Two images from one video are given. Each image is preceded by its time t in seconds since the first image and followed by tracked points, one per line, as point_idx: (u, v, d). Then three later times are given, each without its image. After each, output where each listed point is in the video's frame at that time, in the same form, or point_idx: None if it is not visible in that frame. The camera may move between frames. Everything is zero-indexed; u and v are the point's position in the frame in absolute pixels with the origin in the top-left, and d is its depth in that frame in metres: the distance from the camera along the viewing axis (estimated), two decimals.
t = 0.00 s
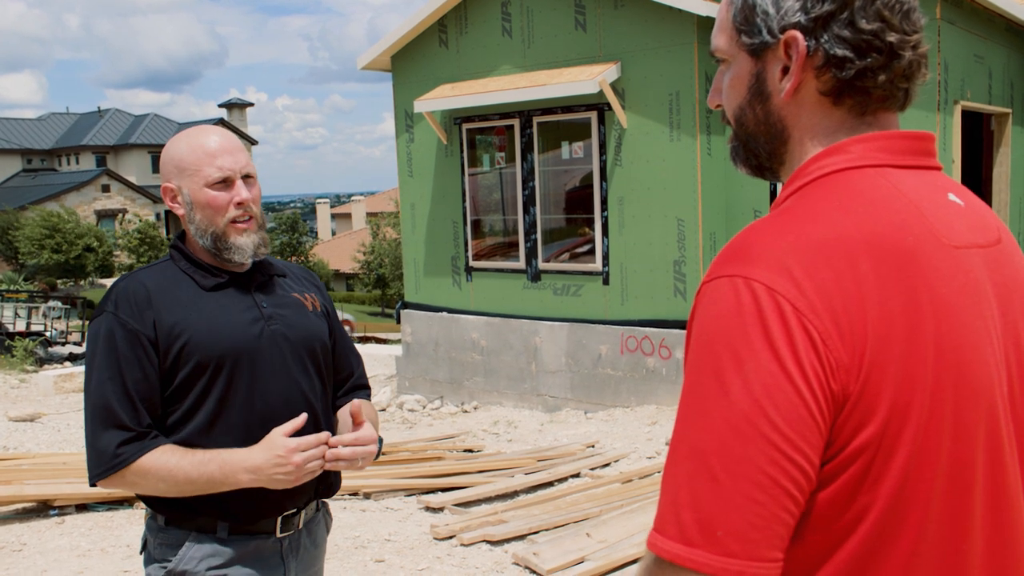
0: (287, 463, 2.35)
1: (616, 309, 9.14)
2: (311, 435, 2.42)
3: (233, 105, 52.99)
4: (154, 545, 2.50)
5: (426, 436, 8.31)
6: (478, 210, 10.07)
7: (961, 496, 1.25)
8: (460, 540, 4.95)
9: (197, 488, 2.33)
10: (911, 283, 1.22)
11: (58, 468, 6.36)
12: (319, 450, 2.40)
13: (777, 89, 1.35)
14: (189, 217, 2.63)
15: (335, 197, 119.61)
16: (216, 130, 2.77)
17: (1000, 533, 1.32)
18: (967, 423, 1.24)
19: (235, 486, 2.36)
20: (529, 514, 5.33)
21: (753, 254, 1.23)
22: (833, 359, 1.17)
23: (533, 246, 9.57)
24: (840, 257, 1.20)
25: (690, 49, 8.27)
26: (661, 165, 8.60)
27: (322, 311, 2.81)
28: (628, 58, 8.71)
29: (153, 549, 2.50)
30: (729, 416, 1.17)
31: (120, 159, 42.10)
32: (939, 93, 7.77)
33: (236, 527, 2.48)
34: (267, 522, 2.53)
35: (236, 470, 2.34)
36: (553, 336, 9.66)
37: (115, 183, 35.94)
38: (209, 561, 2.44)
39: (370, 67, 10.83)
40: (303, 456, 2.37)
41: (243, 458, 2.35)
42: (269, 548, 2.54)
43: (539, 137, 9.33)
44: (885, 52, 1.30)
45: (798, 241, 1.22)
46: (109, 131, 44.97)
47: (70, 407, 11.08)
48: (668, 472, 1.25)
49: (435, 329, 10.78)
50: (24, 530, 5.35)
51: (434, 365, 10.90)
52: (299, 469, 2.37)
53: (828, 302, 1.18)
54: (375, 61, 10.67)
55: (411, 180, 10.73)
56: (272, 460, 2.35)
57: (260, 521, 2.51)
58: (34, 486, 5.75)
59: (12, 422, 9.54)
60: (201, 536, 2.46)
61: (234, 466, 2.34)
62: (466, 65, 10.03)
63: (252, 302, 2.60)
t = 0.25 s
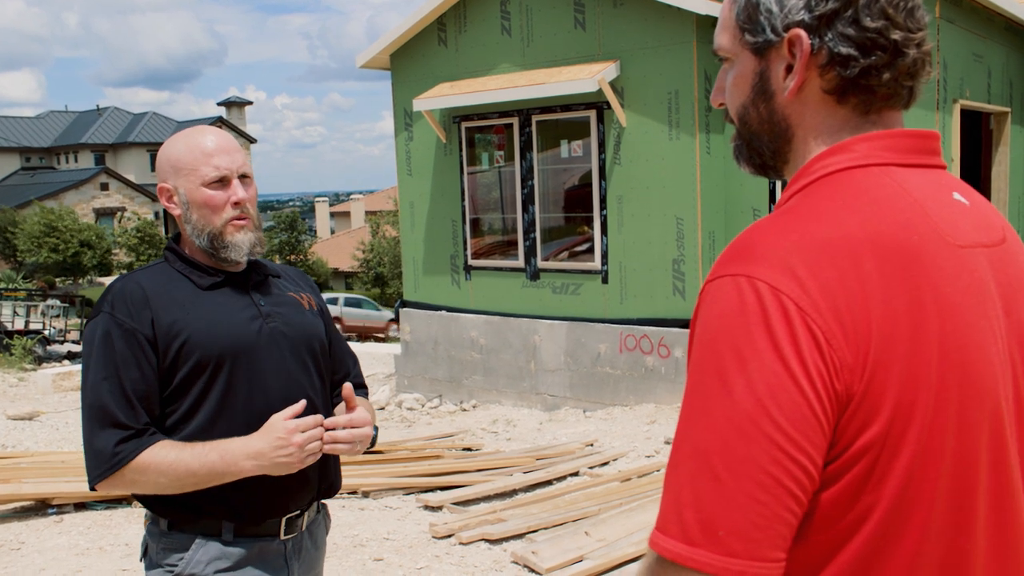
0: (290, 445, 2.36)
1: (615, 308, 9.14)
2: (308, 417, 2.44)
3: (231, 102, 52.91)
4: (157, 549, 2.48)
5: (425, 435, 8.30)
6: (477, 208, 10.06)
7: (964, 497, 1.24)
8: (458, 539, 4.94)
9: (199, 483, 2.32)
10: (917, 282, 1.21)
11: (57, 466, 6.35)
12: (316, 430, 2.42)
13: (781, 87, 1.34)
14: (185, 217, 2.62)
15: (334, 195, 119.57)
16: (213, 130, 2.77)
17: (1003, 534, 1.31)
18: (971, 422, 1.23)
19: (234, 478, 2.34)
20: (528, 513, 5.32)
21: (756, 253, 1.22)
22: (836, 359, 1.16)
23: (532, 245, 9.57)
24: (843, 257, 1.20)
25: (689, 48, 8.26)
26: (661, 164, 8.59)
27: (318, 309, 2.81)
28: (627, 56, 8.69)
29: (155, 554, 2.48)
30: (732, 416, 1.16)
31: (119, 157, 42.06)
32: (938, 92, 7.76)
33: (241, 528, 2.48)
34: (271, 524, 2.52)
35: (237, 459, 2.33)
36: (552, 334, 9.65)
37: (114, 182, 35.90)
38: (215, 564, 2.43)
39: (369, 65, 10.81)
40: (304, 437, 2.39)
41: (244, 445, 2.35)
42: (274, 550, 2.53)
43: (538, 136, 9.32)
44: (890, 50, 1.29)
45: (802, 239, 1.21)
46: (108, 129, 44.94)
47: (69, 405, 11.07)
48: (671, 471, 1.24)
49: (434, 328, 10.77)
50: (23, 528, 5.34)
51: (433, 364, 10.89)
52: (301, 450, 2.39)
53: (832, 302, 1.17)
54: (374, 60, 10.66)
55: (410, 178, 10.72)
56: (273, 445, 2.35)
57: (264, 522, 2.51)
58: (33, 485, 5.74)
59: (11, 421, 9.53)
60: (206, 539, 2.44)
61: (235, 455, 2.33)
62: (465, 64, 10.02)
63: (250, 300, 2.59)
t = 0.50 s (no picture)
0: (307, 427, 2.38)
1: (615, 308, 9.13)
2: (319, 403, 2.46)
3: (231, 101, 52.89)
4: (165, 553, 2.45)
5: (424, 434, 8.29)
6: (477, 208, 10.05)
7: (971, 498, 1.24)
8: (458, 539, 4.93)
9: (217, 475, 2.30)
10: (923, 283, 1.21)
11: (56, 466, 6.34)
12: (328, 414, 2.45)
13: (783, 89, 1.34)
14: (185, 215, 2.61)
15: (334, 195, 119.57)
16: (214, 127, 2.76)
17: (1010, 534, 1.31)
18: (977, 424, 1.22)
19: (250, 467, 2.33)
20: (527, 513, 5.31)
21: (763, 255, 1.21)
22: (845, 360, 1.16)
23: (532, 245, 9.56)
24: (851, 258, 1.19)
25: (690, 48, 8.25)
26: (661, 164, 8.58)
27: (316, 309, 2.82)
28: (627, 56, 8.69)
29: (164, 557, 2.45)
30: (741, 419, 1.16)
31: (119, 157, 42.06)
32: (939, 93, 7.75)
33: (252, 528, 2.47)
34: (280, 523, 2.52)
35: (255, 446, 2.33)
36: (552, 334, 9.64)
37: (114, 181, 35.90)
38: (229, 565, 2.42)
39: (369, 65, 10.81)
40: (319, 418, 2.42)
41: (259, 434, 2.35)
42: (282, 549, 2.53)
43: (539, 135, 9.31)
44: (892, 51, 1.28)
45: (810, 241, 1.20)
46: (108, 128, 44.94)
47: (68, 405, 11.06)
48: (679, 476, 1.23)
49: (434, 328, 10.76)
50: (22, 528, 5.33)
51: (432, 364, 10.89)
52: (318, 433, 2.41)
53: (840, 303, 1.17)
54: (374, 59, 10.66)
55: (410, 178, 10.72)
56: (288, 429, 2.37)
57: (273, 521, 2.50)
58: (32, 484, 5.73)
59: (10, 420, 9.52)
60: (218, 540, 2.43)
61: (252, 442, 2.32)
62: (465, 63, 10.01)
63: (254, 300, 2.59)
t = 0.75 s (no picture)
0: (331, 402, 2.36)
1: (615, 308, 9.14)
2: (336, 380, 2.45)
3: (230, 102, 52.90)
4: (172, 553, 2.45)
5: (424, 435, 8.30)
6: (477, 209, 10.06)
7: (977, 496, 1.25)
8: (457, 540, 4.93)
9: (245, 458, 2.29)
10: (928, 283, 1.21)
11: (55, 466, 6.34)
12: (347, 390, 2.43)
13: (784, 91, 1.34)
14: (186, 216, 2.61)
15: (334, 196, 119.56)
16: (213, 128, 2.76)
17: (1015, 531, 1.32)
18: (983, 423, 1.23)
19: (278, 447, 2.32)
20: (527, 513, 5.32)
21: (768, 257, 1.21)
22: (851, 361, 1.16)
23: (531, 246, 9.56)
24: (857, 259, 1.19)
25: (689, 49, 8.26)
26: (660, 165, 8.59)
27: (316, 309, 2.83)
28: (627, 57, 8.69)
29: (171, 557, 2.45)
30: (748, 421, 1.16)
31: (119, 157, 42.06)
32: (938, 94, 7.76)
33: (259, 526, 2.48)
34: (286, 520, 2.53)
35: (281, 427, 2.30)
36: (551, 335, 9.65)
37: (113, 181, 35.89)
38: (237, 563, 2.44)
39: (368, 65, 10.82)
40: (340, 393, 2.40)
41: (282, 417, 2.32)
42: (287, 545, 2.55)
43: (538, 136, 9.32)
44: (893, 52, 1.29)
45: (816, 242, 1.20)
46: (107, 129, 44.94)
47: (67, 405, 11.06)
48: (685, 479, 1.23)
49: (433, 328, 10.76)
50: (21, 528, 5.33)
51: (432, 364, 10.89)
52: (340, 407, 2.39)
53: (847, 304, 1.17)
54: (374, 60, 10.66)
55: (410, 178, 10.72)
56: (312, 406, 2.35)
57: (280, 519, 2.51)
58: (31, 485, 5.73)
59: (9, 420, 9.52)
60: (226, 538, 2.44)
61: (276, 424, 2.30)
62: (465, 64, 10.02)
63: (259, 299, 2.60)
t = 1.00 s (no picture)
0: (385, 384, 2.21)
1: (613, 307, 9.14)
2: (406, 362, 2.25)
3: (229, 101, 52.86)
4: (169, 549, 2.45)
5: (422, 435, 8.29)
6: (475, 208, 10.06)
7: (980, 494, 1.25)
8: (455, 539, 4.93)
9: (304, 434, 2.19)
10: (929, 282, 1.21)
11: (53, 465, 6.34)
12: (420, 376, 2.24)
13: (784, 91, 1.34)
14: (186, 215, 2.60)
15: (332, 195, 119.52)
16: (212, 126, 2.75)
17: (1017, 530, 1.32)
18: (984, 422, 1.23)
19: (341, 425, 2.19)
20: (525, 513, 5.32)
21: (771, 257, 1.21)
22: (854, 360, 1.16)
23: (530, 245, 9.56)
24: (860, 258, 1.19)
25: (687, 49, 8.26)
26: (659, 165, 8.59)
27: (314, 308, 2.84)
28: (626, 56, 8.70)
29: (168, 553, 2.45)
30: (751, 420, 1.16)
31: (116, 156, 42.02)
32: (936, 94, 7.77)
33: (257, 523, 2.48)
34: (282, 516, 2.54)
35: (342, 404, 2.17)
36: (549, 335, 9.65)
37: (111, 181, 35.86)
38: (233, 561, 2.45)
39: (367, 65, 10.82)
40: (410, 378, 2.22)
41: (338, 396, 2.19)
42: (282, 541, 2.56)
43: (536, 135, 9.32)
44: (893, 52, 1.29)
45: (819, 242, 1.20)
46: (105, 128, 44.91)
47: (65, 404, 11.05)
48: (688, 477, 1.23)
49: (431, 328, 10.76)
50: (18, 528, 5.33)
51: (430, 364, 10.88)
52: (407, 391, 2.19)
53: (849, 303, 1.17)
54: (372, 59, 10.66)
55: (408, 178, 10.72)
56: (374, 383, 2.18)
57: (278, 515, 2.51)
58: (29, 484, 5.73)
59: (6, 420, 9.51)
60: (224, 535, 2.44)
61: (335, 401, 2.17)
62: (464, 63, 10.01)
63: (262, 298, 2.61)
